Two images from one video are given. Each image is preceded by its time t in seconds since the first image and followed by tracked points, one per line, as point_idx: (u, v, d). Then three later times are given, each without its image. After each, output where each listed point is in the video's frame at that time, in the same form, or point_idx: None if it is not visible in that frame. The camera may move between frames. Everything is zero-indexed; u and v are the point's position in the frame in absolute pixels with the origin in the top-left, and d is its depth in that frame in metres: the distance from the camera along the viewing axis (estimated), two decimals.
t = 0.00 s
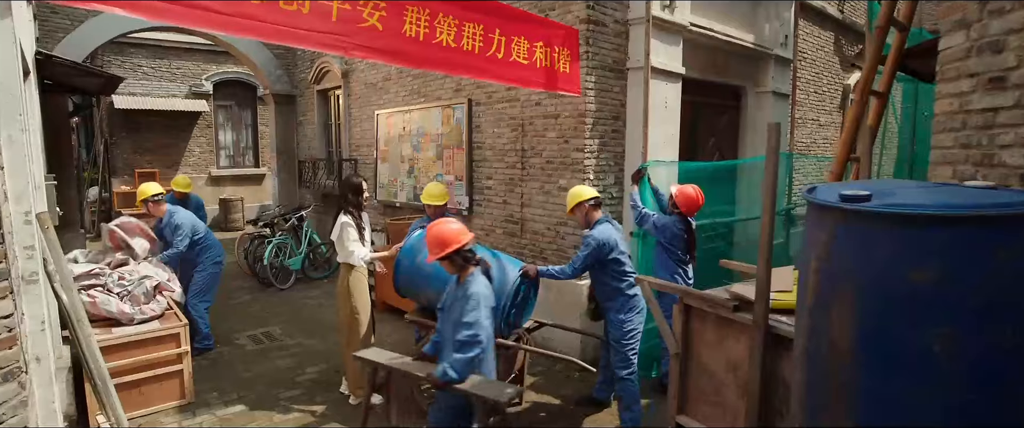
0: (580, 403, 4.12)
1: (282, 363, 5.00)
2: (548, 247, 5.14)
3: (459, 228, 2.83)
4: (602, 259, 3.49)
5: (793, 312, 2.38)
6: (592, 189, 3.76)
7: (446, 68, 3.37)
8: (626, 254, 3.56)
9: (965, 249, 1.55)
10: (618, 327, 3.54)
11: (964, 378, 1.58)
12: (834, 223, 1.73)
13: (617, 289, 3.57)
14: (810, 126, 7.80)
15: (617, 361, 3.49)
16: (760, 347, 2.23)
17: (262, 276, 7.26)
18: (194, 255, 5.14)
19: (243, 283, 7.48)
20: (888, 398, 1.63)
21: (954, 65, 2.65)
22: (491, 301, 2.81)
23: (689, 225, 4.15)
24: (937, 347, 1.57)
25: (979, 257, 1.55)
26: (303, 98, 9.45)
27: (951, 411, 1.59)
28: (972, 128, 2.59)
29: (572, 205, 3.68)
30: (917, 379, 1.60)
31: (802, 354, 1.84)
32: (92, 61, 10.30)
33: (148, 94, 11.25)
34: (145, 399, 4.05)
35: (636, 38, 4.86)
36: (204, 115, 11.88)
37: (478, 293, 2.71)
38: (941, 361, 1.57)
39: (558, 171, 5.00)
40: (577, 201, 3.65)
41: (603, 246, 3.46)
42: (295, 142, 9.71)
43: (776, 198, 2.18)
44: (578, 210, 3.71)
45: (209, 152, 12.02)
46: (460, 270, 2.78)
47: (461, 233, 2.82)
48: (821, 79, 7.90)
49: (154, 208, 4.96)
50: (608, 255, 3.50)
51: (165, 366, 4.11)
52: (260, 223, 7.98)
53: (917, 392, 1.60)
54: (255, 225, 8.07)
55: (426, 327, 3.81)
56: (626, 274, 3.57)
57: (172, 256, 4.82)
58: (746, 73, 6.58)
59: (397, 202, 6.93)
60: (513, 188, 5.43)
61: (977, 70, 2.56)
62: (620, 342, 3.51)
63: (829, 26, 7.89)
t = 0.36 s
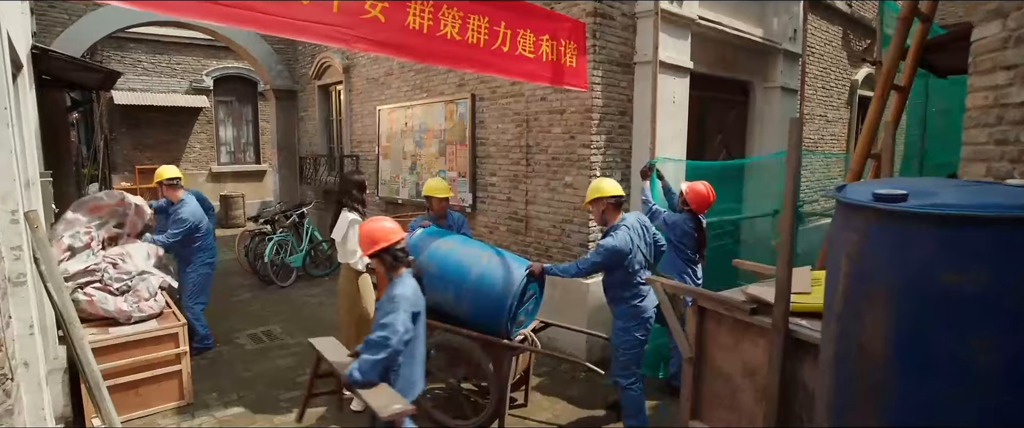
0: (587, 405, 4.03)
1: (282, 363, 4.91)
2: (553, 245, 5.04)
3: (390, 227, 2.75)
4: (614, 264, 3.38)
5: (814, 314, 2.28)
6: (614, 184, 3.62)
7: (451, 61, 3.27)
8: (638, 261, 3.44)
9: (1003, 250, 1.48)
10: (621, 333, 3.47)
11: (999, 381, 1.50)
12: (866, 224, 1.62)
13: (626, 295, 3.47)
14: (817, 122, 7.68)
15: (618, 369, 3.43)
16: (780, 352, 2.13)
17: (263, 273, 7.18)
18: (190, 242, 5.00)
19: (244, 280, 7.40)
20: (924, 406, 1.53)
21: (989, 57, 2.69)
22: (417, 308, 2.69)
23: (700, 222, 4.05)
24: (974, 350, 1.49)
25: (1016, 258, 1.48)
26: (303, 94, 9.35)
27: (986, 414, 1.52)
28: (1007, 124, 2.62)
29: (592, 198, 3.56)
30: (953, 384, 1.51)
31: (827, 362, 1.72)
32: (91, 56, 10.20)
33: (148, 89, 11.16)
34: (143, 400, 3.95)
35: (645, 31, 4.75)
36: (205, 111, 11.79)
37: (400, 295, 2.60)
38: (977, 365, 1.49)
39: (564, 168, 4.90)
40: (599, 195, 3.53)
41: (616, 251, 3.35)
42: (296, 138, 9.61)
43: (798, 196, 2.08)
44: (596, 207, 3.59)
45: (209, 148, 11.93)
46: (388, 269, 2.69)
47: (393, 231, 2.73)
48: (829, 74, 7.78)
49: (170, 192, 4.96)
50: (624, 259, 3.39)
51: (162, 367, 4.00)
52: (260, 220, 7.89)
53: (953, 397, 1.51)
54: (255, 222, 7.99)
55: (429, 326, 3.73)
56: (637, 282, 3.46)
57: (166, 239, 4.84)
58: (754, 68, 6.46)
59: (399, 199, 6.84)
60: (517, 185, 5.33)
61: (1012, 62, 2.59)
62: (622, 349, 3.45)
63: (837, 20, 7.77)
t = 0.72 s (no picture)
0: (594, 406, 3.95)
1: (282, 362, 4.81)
2: (559, 242, 4.95)
3: (326, 226, 2.77)
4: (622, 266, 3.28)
5: (834, 318, 2.20)
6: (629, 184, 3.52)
7: (458, 55, 3.16)
8: (649, 261, 3.31)
9: None
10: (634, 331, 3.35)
11: None
12: (902, 223, 1.51)
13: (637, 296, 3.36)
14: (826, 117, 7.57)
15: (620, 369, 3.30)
16: (800, 358, 2.05)
17: (264, 270, 7.11)
18: (183, 234, 4.84)
19: (245, 277, 7.33)
20: (957, 417, 1.41)
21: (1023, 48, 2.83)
22: (346, 305, 2.75)
23: (711, 221, 3.95)
24: (1007, 357, 1.41)
25: None
26: (305, 89, 9.26)
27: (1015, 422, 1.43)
28: None
29: (605, 198, 3.48)
30: (986, 393, 1.41)
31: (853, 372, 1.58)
32: (91, 51, 10.11)
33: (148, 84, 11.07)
34: (141, 400, 3.85)
35: (652, 24, 4.64)
36: (206, 107, 11.71)
37: (326, 291, 2.68)
38: (1007, 368, 1.41)
39: (570, 164, 4.80)
40: (613, 195, 3.44)
41: (623, 253, 3.26)
42: (297, 134, 9.52)
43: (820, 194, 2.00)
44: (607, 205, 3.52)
45: (211, 144, 11.85)
46: (323, 265, 2.76)
47: (326, 229, 2.76)
48: (838, 69, 7.67)
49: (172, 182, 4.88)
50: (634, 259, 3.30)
51: (159, 367, 3.88)
52: (261, 216, 7.82)
53: (986, 411, 1.41)
54: (256, 218, 7.90)
55: (433, 325, 3.65)
56: (650, 283, 3.33)
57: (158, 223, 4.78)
58: (763, 62, 6.35)
59: (402, 195, 6.75)
60: (522, 181, 5.24)
61: None
62: (632, 348, 3.33)
63: (846, 14, 7.64)
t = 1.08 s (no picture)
0: (601, 405, 3.88)
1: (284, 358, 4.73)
2: (564, 237, 4.88)
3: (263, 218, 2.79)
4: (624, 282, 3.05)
5: (856, 318, 2.14)
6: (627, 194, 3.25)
7: (463, 46, 3.06)
8: (655, 270, 3.07)
9: None
10: (646, 338, 3.12)
11: None
12: (942, 224, 1.53)
13: (651, 304, 3.10)
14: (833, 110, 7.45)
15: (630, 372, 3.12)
16: (819, 359, 1.98)
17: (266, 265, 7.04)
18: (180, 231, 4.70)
19: (246, 272, 7.26)
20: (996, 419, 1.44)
21: None
22: (290, 291, 2.69)
23: (718, 216, 3.87)
24: None
25: None
26: (305, 82, 9.15)
27: None
28: None
29: (603, 209, 3.23)
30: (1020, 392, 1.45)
31: (883, 380, 1.57)
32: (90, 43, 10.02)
33: (148, 77, 10.98)
34: (140, 397, 3.75)
35: (660, 15, 4.54)
36: (207, 100, 11.62)
37: (268, 278, 2.65)
38: None
39: (575, 158, 4.72)
40: (610, 208, 3.20)
41: (622, 270, 3.03)
42: (298, 127, 9.43)
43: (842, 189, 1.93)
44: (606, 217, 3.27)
45: (212, 137, 11.77)
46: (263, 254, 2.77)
47: (263, 220, 2.78)
48: (846, 61, 7.55)
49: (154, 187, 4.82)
50: (636, 275, 3.05)
51: (158, 363, 3.78)
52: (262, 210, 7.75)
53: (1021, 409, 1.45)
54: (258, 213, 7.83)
55: (435, 321, 3.58)
56: (662, 290, 3.07)
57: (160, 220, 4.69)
58: (771, 54, 6.24)
59: (404, 189, 6.67)
60: (526, 175, 5.16)
61: None
62: (642, 355, 3.10)
63: (855, 5, 7.52)
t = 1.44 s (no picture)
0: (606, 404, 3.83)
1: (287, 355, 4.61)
2: (568, 234, 4.83)
3: (202, 221, 2.69)
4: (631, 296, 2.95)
5: (870, 318, 2.09)
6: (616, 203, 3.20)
7: (467, 40, 3.00)
8: (654, 275, 3.01)
9: None
10: (649, 341, 3.07)
11: None
12: (965, 223, 1.55)
13: (652, 308, 3.05)
14: (840, 105, 7.37)
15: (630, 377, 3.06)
16: (833, 360, 1.93)
17: (268, 261, 7.01)
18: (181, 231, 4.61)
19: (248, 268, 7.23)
20: None
21: None
22: (240, 289, 2.64)
23: (723, 214, 3.81)
24: None
25: None
26: (307, 77, 9.10)
27: None
28: None
29: (592, 218, 3.22)
30: None
31: (904, 381, 1.57)
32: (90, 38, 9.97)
33: (149, 73, 10.93)
34: (140, 395, 3.68)
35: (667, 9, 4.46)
36: (208, 95, 11.58)
37: (212, 280, 2.59)
38: None
39: (579, 154, 4.68)
40: (599, 216, 3.18)
41: (622, 280, 2.94)
42: (300, 122, 9.38)
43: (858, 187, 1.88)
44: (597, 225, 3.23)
45: (213, 133, 11.73)
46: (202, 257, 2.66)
47: (202, 224, 2.68)
48: (852, 56, 7.47)
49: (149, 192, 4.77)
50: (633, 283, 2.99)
51: (159, 361, 3.73)
52: (264, 206, 7.71)
53: None
54: (259, 208, 7.79)
55: (437, 318, 3.54)
56: (663, 293, 3.02)
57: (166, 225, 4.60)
58: (778, 48, 6.17)
59: (406, 185, 6.62)
60: (530, 171, 5.11)
61: None
62: (643, 357, 3.06)
63: None
